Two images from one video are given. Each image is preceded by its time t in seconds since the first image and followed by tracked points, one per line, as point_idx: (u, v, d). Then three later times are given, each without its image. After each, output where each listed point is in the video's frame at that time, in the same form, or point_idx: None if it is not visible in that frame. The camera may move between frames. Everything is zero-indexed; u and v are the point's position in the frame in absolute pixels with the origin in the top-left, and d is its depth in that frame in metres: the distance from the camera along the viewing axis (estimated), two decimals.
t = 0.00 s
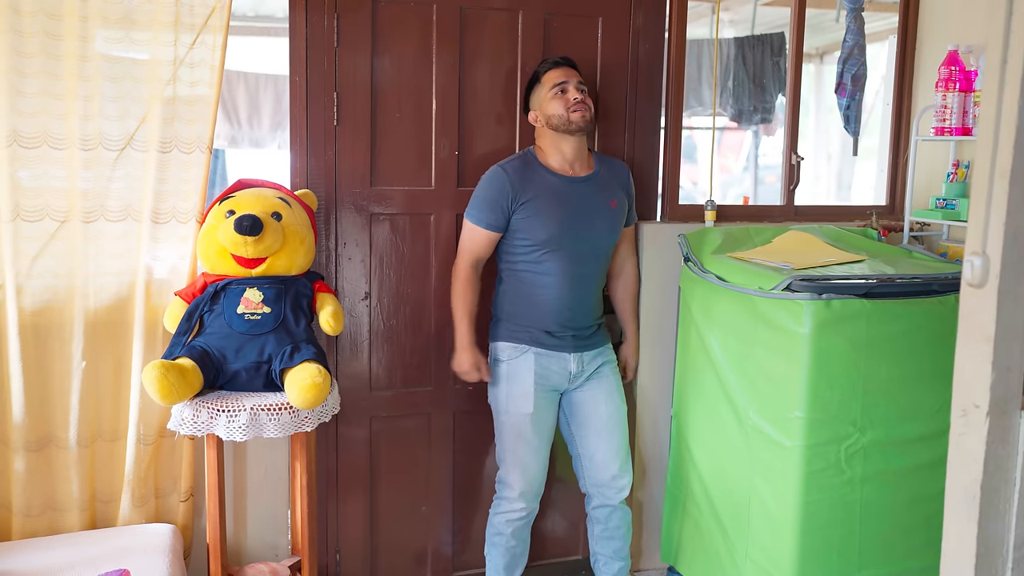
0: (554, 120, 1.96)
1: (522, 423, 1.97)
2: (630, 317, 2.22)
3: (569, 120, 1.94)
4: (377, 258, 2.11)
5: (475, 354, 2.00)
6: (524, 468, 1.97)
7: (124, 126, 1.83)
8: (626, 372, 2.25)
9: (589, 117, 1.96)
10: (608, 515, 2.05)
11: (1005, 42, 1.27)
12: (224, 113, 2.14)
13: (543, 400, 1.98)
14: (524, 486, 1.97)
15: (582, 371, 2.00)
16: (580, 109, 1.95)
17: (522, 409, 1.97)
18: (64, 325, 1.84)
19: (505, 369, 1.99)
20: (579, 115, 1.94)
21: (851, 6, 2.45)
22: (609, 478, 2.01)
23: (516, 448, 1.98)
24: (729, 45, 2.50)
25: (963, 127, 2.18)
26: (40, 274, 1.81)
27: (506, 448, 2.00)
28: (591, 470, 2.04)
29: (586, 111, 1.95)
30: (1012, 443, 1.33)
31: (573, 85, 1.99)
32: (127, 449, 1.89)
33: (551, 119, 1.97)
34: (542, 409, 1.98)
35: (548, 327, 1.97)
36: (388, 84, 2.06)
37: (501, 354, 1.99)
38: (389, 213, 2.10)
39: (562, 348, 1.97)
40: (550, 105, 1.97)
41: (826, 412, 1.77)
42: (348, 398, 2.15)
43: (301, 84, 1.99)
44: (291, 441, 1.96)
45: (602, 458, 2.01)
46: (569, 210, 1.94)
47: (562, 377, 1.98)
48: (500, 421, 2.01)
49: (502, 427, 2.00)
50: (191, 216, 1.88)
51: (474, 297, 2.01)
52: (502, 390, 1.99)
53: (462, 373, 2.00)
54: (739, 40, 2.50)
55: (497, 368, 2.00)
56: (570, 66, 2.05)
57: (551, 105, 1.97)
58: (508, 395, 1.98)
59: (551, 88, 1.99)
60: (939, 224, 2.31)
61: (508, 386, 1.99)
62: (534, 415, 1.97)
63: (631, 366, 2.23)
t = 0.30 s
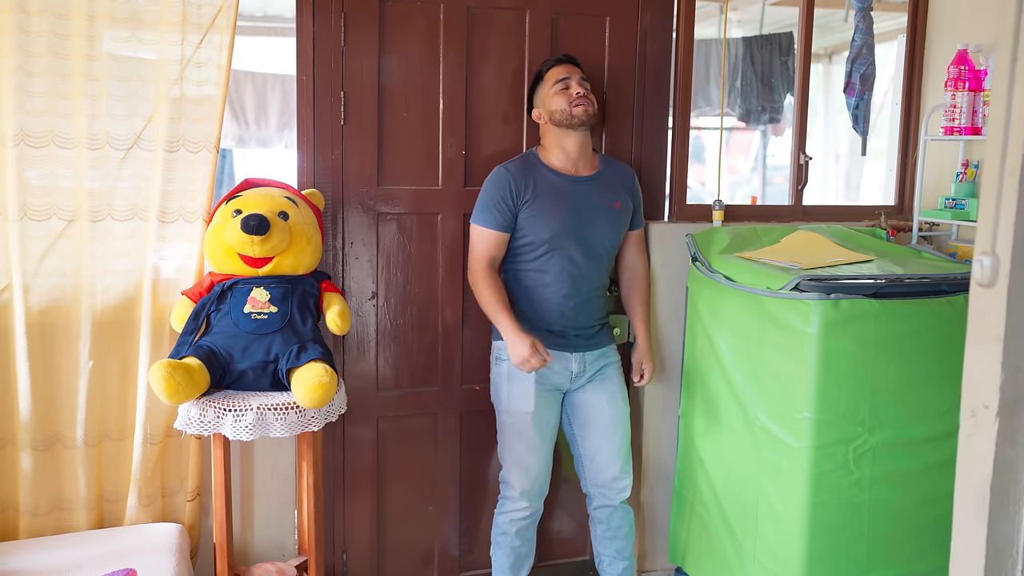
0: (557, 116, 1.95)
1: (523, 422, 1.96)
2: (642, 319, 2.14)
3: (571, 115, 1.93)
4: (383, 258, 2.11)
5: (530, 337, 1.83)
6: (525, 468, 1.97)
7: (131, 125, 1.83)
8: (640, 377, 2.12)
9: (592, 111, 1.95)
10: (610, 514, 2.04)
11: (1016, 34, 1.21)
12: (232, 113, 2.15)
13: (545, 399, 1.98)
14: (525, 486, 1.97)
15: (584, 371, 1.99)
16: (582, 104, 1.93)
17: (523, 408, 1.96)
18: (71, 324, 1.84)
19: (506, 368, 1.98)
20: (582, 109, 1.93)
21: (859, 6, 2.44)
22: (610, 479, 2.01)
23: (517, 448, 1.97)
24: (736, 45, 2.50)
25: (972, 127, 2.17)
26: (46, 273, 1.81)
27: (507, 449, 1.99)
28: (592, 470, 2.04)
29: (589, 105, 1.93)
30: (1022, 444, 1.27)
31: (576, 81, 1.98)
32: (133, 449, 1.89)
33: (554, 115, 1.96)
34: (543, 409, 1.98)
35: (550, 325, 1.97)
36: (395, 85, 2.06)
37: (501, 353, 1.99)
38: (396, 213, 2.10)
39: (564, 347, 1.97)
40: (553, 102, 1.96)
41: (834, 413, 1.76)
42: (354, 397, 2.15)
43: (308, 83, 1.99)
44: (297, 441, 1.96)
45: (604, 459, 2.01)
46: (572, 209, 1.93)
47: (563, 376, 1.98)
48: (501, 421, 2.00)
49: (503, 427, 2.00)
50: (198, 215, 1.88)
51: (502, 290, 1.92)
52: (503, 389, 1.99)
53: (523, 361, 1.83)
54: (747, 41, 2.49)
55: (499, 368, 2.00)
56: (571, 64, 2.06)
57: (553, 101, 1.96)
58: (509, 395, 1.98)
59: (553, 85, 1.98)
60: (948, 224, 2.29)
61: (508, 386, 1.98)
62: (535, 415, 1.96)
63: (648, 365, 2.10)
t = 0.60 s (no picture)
0: (554, 113, 1.93)
1: (524, 424, 1.95)
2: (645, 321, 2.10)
3: (568, 111, 1.91)
4: (384, 257, 2.09)
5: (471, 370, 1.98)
6: (526, 469, 1.95)
7: (130, 124, 1.82)
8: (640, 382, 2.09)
9: (589, 107, 1.93)
10: (612, 517, 2.02)
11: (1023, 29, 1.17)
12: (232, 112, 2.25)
13: (545, 400, 1.97)
14: (526, 488, 1.95)
15: (585, 372, 1.98)
16: (580, 100, 1.92)
17: (523, 409, 1.95)
18: (70, 324, 1.83)
19: (505, 370, 1.97)
20: (579, 106, 1.91)
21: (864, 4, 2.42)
22: (612, 481, 2.00)
23: (517, 450, 1.96)
24: (741, 44, 2.52)
25: (978, 125, 2.15)
26: (45, 273, 1.80)
27: (506, 451, 1.98)
28: (594, 472, 2.02)
29: (586, 102, 1.92)
30: None
31: (574, 77, 1.97)
32: (132, 449, 1.88)
33: (552, 113, 1.94)
34: (544, 410, 1.97)
35: (548, 327, 1.95)
36: (396, 84, 2.05)
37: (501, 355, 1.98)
38: (398, 212, 2.08)
39: (564, 347, 1.95)
40: (550, 99, 1.95)
41: (839, 414, 1.75)
42: (354, 398, 2.13)
43: (308, 82, 1.98)
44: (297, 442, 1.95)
45: (605, 460, 2.00)
46: (569, 210, 1.92)
47: (564, 377, 1.96)
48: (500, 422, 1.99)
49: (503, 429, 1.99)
50: (197, 214, 1.87)
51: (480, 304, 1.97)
52: (503, 391, 1.98)
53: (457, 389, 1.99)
54: (751, 40, 2.51)
55: (499, 370, 1.99)
56: (570, 61, 2.04)
57: (551, 99, 1.95)
58: (509, 397, 1.97)
59: (551, 82, 1.97)
60: (954, 224, 2.27)
61: (507, 388, 1.97)
62: (534, 416, 1.95)
63: (648, 372, 2.07)
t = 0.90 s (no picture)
0: (545, 115, 1.90)
1: (516, 431, 1.92)
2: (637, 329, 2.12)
3: (559, 113, 1.88)
4: (375, 262, 2.06)
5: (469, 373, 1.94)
6: (518, 478, 1.92)
7: (116, 126, 1.78)
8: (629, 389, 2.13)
9: (581, 109, 1.89)
10: (607, 526, 1.99)
11: None
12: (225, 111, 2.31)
13: (538, 407, 1.93)
14: (518, 497, 1.92)
15: (578, 379, 1.94)
16: (571, 102, 1.88)
17: (515, 416, 1.92)
18: (55, 330, 1.79)
19: (496, 375, 1.94)
20: (570, 107, 1.87)
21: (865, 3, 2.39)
22: (606, 490, 1.96)
23: (509, 458, 1.92)
24: (739, 45, 2.50)
25: (981, 127, 2.11)
26: (29, 278, 1.77)
27: (497, 457, 1.95)
28: (588, 481, 1.99)
29: (577, 103, 1.88)
30: None
31: (566, 78, 1.93)
32: (119, 457, 1.85)
33: (542, 114, 1.91)
34: (536, 417, 1.93)
35: (540, 332, 1.91)
36: (388, 85, 2.01)
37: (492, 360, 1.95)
38: (389, 216, 2.05)
39: (556, 354, 1.91)
40: (541, 101, 1.91)
41: (838, 422, 1.71)
42: (346, 404, 2.10)
43: (298, 83, 1.94)
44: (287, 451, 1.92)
45: (599, 469, 1.96)
46: (559, 212, 1.88)
47: (556, 384, 1.93)
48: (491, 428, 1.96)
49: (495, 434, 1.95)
50: (185, 218, 1.83)
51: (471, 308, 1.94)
52: (494, 396, 1.95)
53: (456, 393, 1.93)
54: (750, 39, 2.49)
55: (490, 376, 1.96)
56: (563, 62, 2.00)
57: (542, 100, 1.91)
58: (500, 402, 1.93)
59: (542, 83, 1.93)
60: (956, 227, 2.23)
61: (498, 393, 1.94)
62: (527, 422, 1.92)
63: (637, 380, 2.11)
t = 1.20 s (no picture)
0: (538, 121, 1.85)
1: (510, 444, 1.87)
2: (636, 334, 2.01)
3: (553, 120, 1.84)
4: (366, 271, 2.02)
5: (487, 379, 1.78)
6: (513, 493, 1.87)
7: (99, 133, 1.74)
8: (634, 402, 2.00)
9: (575, 117, 1.85)
10: (603, 540, 1.94)
11: None
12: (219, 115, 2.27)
13: (533, 420, 1.89)
14: (513, 512, 1.87)
15: (573, 390, 1.90)
16: (566, 109, 1.84)
17: (510, 429, 1.87)
18: (37, 342, 1.75)
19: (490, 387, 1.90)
20: (565, 115, 1.83)
21: (866, 5, 2.35)
22: (603, 504, 1.91)
23: (504, 471, 1.88)
24: (738, 47, 2.47)
25: (986, 132, 2.06)
26: (10, 288, 1.72)
27: (492, 472, 1.90)
28: (585, 495, 1.94)
29: (573, 111, 1.84)
30: None
31: (563, 85, 1.88)
32: (104, 472, 1.81)
33: (536, 120, 1.86)
34: (531, 430, 1.89)
35: (534, 343, 1.88)
36: (379, 89, 1.97)
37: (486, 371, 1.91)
38: (381, 224, 2.00)
39: (551, 365, 1.88)
40: (535, 106, 1.87)
41: (840, 437, 1.67)
42: (337, 415, 2.06)
43: (287, 88, 1.90)
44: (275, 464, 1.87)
45: (596, 483, 1.92)
46: (554, 221, 1.84)
47: (552, 396, 1.89)
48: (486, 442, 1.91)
49: (489, 448, 1.91)
50: (170, 226, 1.79)
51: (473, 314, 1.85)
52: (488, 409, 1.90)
53: (478, 402, 1.77)
54: (750, 42, 2.45)
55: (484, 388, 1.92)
56: (561, 66, 1.95)
57: (536, 105, 1.86)
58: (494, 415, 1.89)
59: (538, 87, 1.88)
60: (960, 234, 2.18)
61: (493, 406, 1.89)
62: (521, 435, 1.87)
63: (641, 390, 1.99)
